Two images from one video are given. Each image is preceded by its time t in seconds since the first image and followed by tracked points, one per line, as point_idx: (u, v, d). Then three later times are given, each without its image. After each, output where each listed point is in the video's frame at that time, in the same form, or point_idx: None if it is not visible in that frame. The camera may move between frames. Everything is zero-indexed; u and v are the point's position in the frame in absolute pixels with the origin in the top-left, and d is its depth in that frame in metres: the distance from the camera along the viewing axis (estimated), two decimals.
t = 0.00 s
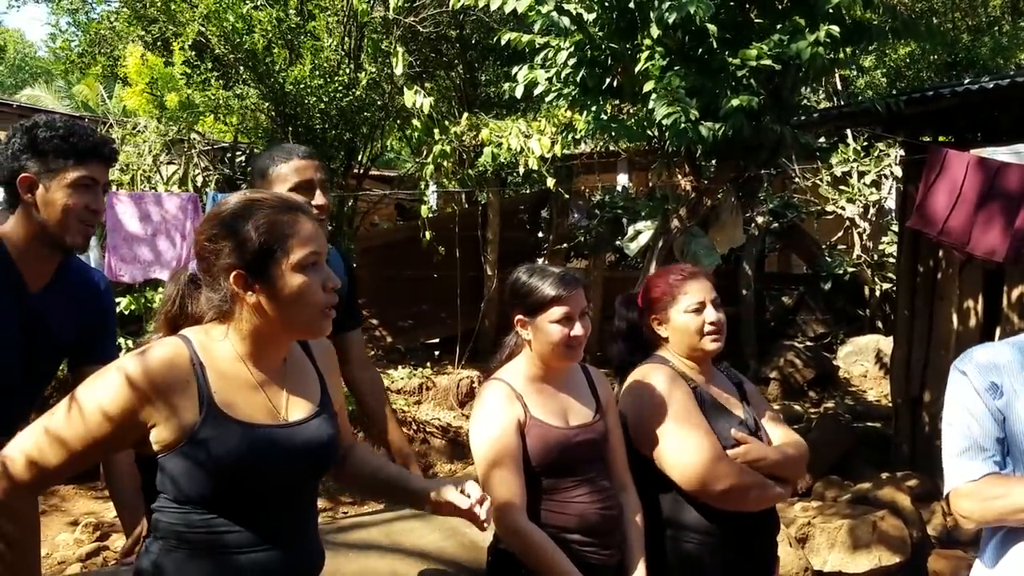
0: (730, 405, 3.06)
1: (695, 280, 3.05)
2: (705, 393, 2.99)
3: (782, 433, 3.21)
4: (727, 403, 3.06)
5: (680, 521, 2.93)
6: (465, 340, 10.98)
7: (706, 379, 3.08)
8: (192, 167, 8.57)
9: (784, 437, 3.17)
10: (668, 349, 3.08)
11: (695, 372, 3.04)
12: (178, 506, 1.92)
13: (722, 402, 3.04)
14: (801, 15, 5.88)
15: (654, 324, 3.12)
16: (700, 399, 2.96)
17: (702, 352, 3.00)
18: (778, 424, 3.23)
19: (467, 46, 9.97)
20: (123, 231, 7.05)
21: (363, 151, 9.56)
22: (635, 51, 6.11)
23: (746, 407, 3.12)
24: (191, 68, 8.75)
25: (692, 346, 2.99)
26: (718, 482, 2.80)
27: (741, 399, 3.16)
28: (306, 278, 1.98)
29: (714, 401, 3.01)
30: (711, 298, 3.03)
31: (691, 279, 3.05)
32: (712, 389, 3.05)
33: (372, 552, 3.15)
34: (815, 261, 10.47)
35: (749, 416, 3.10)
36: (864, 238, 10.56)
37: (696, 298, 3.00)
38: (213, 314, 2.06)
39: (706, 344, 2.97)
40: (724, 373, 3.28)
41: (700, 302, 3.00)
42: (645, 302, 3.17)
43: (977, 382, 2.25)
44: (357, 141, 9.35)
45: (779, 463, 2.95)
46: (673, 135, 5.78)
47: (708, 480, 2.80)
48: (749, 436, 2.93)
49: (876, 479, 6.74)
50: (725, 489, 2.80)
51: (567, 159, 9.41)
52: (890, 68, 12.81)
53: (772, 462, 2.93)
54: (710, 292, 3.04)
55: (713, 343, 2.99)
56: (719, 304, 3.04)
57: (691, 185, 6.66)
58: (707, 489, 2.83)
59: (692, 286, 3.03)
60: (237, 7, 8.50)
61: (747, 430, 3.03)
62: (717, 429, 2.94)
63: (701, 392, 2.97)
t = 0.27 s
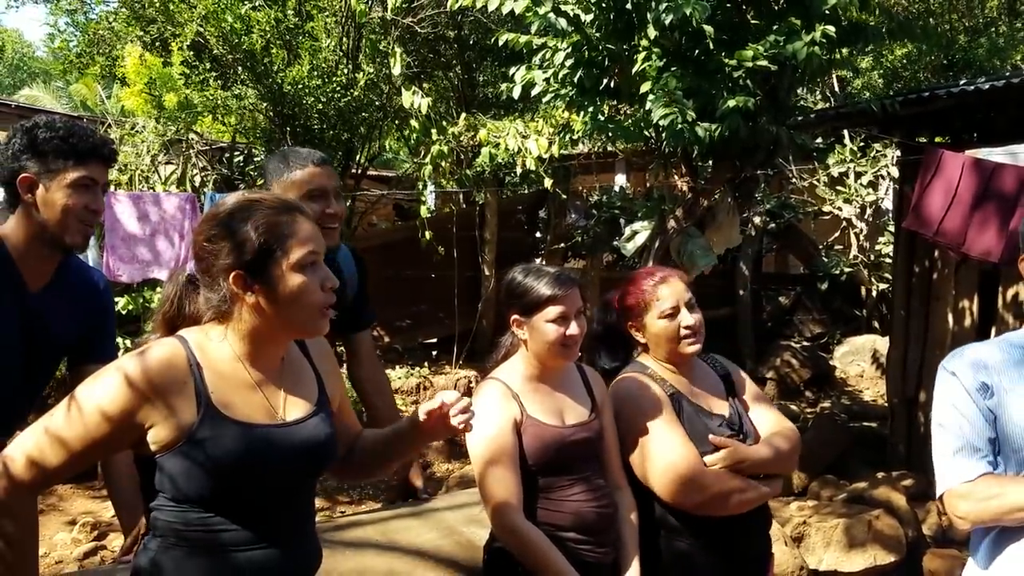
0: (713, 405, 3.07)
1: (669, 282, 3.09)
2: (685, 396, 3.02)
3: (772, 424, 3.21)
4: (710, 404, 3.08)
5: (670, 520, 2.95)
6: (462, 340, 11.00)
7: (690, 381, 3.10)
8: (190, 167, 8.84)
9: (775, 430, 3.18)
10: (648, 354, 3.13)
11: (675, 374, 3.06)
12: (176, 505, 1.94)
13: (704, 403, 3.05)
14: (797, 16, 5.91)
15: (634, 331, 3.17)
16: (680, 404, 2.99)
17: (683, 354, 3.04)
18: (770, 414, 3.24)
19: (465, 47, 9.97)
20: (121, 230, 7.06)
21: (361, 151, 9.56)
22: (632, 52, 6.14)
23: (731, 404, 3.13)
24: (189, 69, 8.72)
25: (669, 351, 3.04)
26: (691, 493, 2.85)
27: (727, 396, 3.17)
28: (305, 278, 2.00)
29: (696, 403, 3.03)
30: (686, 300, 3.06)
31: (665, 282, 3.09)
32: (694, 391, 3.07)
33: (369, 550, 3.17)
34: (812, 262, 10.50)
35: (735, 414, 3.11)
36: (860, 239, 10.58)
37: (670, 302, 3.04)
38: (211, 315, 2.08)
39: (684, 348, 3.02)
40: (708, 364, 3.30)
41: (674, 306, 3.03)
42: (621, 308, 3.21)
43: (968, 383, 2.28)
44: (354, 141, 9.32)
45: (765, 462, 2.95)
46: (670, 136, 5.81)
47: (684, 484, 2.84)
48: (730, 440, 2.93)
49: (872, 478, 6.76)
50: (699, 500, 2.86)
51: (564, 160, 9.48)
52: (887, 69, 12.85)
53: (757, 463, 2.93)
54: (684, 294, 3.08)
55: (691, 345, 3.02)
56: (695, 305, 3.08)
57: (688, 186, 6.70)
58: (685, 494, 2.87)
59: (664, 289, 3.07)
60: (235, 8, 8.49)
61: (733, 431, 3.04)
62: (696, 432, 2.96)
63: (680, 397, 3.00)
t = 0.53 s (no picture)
0: (686, 408, 3.11)
1: (640, 287, 3.13)
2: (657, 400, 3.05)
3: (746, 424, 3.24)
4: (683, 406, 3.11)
5: (645, 524, 2.99)
6: (446, 341, 11.01)
7: (664, 385, 3.13)
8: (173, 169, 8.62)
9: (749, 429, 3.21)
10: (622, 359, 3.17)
11: (648, 378, 3.10)
12: (150, 513, 1.96)
13: (677, 407, 3.09)
14: (779, 19, 5.94)
15: (608, 337, 3.21)
16: (652, 408, 3.02)
17: (655, 358, 3.07)
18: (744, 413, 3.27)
19: (449, 49, 9.94)
20: (102, 232, 7.03)
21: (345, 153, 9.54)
22: (615, 55, 6.16)
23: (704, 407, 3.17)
24: (172, 69, 8.70)
25: (642, 355, 3.07)
26: (661, 496, 2.90)
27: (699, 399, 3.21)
28: (278, 285, 2.02)
29: (668, 406, 3.07)
30: (657, 304, 3.11)
31: (637, 287, 3.13)
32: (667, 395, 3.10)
33: (347, 555, 3.19)
34: (794, 262, 10.57)
35: (708, 416, 3.14)
36: (842, 240, 10.66)
37: (641, 306, 3.08)
38: (186, 322, 2.10)
39: (657, 351, 3.05)
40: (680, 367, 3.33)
41: (646, 310, 3.08)
42: (594, 314, 3.25)
43: (936, 388, 2.32)
44: (338, 142, 9.30)
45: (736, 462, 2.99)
46: (651, 139, 5.83)
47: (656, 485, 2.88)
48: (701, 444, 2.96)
49: (852, 478, 6.83)
50: (669, 502, 2.90)
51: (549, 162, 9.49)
52: (869, 71, 12.94)
53: (727, 464, 2.96)
54: (655, 298, 3.12)
55: (663, 349, 3.06)
56: (666, 309, 3.12)
57: (670, 188, 6.75)
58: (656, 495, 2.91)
59: (636, 294, 3.12)
60: (218, 10, 8.52)
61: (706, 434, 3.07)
62: (668, 435, 3.00)
63: (652, 402, 3.03)
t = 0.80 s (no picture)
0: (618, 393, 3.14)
1: (576, 279, 3.16)
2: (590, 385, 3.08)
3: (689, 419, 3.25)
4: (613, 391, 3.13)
5: (581, 519, 3.03)
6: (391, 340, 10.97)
7: (599, 374, 3.16)
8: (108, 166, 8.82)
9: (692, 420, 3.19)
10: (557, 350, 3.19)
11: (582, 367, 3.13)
12: (66, 524, 1.93)
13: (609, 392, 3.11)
14: (717, 23, 6.04)
15: (542, 329, 3.22)
16: (587, 395, 3.04)
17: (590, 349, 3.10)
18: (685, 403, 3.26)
19: (394, 46, 9.88)
20: (32, 232, 6.85)
21: (287, 151, 9.41)
22: (558, 57, 6.17)
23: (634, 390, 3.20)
24: (109, 65, 8.42)
25: (577, 344, 3.09)
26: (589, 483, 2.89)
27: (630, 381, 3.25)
28: (180, 280, 1.97)
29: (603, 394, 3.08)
30: (591, 295, 3.14)
31: (572, 278, 3.16)
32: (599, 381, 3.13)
33: (278, 561, 3.18)
34: (735, 262, 10.76)
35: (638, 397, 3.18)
36: (780, 240, 10.88)
37: (575, 297, 3.11)
38: (101, 329, 2.08)
39: (591, 340, 3.08)
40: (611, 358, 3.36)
41: (581, 299, 3.11)
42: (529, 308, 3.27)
43: (853, 387, 2.30)
44: (279, 140, 9.20)
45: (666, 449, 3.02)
46: (593, 141, 5.90)
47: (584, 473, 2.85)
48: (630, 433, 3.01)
49: (787, 473, 7.00)
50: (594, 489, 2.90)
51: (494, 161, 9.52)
52: (809, 74, 13.22)
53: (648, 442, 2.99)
54: (590, 289, 3.16)
55: (598, 340, 3.09)
56: (599, 301, 3.15)
57: (612, 189, 6.83)
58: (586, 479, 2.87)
59: (571, 285, 3.14)
60: (156, 5, 8.31)
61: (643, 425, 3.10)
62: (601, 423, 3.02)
63: (587, 390, 3.05)
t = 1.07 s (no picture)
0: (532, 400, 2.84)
1: (504, 277, 2.82)
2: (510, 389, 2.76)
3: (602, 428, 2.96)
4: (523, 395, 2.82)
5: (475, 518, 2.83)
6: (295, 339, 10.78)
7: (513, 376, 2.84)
8: None
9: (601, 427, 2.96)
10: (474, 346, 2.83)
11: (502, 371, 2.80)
12: None
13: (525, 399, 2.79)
14: (615, 25, 6.15)
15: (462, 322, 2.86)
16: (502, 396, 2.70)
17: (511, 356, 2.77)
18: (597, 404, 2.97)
19: (296, 39, 9.72)
20: None
21: (184, 144, 9.12)
22: (460, 55, 6.17)
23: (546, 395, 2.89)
24: None
25: (498, 347, 2.75)
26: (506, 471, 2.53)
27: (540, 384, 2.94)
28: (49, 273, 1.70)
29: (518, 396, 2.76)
30: (519, 298, 2.80)
31: (500, 277, 2.82)
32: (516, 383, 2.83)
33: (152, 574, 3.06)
34: (638, 261, 10.96)
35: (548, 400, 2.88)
36: (682, 239, 10.99)
37: (502, 299, 2.76)
38: None
39: (510, 350, 2.75)
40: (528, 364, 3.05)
41: (510, 303, 2.76)
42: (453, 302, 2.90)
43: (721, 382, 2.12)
44: (174, 134, 8.93)
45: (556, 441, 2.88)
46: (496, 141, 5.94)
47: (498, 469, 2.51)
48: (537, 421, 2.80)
49: (683, 466, 7.18)
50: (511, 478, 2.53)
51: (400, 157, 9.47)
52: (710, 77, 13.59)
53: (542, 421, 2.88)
54: (520, 292, 2.81)
55: (520, 344, 2.76)
56: (527, 304, 2.82)
57: (515, 188, 6.90)
58: (498, 473, 2.56)
59: (497, 284, 2.79)
60: None
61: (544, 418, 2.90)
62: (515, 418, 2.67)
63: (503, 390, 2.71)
